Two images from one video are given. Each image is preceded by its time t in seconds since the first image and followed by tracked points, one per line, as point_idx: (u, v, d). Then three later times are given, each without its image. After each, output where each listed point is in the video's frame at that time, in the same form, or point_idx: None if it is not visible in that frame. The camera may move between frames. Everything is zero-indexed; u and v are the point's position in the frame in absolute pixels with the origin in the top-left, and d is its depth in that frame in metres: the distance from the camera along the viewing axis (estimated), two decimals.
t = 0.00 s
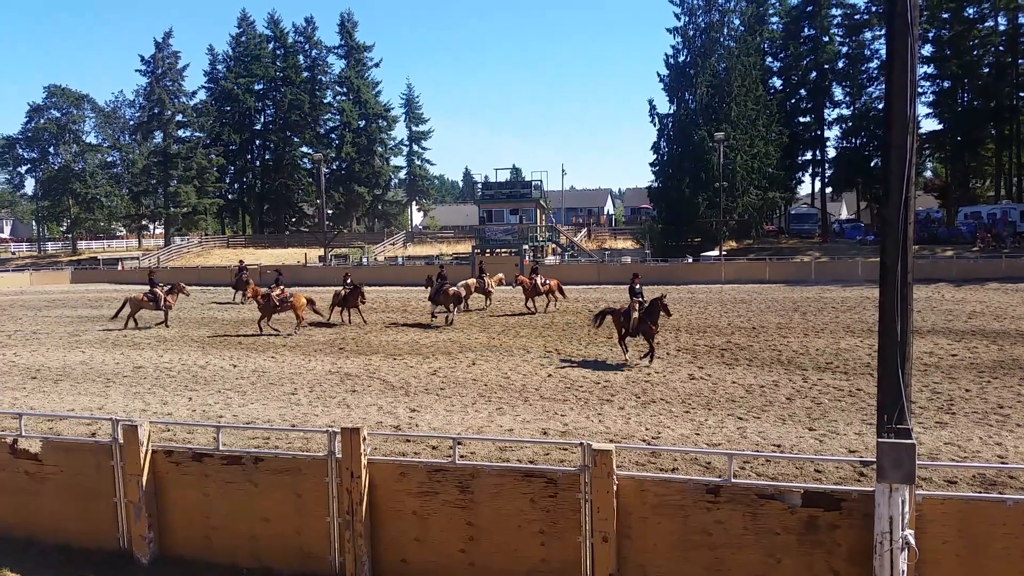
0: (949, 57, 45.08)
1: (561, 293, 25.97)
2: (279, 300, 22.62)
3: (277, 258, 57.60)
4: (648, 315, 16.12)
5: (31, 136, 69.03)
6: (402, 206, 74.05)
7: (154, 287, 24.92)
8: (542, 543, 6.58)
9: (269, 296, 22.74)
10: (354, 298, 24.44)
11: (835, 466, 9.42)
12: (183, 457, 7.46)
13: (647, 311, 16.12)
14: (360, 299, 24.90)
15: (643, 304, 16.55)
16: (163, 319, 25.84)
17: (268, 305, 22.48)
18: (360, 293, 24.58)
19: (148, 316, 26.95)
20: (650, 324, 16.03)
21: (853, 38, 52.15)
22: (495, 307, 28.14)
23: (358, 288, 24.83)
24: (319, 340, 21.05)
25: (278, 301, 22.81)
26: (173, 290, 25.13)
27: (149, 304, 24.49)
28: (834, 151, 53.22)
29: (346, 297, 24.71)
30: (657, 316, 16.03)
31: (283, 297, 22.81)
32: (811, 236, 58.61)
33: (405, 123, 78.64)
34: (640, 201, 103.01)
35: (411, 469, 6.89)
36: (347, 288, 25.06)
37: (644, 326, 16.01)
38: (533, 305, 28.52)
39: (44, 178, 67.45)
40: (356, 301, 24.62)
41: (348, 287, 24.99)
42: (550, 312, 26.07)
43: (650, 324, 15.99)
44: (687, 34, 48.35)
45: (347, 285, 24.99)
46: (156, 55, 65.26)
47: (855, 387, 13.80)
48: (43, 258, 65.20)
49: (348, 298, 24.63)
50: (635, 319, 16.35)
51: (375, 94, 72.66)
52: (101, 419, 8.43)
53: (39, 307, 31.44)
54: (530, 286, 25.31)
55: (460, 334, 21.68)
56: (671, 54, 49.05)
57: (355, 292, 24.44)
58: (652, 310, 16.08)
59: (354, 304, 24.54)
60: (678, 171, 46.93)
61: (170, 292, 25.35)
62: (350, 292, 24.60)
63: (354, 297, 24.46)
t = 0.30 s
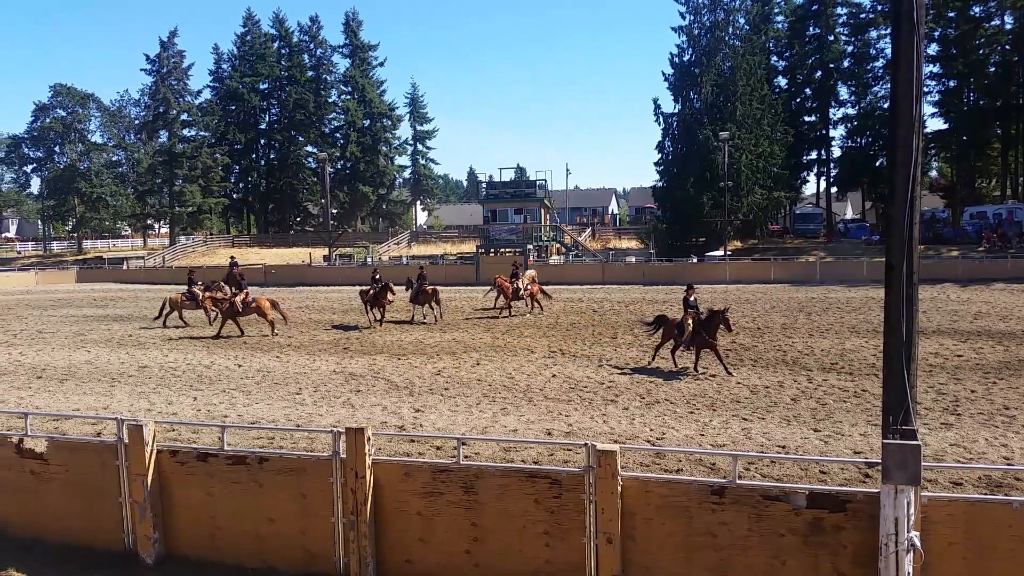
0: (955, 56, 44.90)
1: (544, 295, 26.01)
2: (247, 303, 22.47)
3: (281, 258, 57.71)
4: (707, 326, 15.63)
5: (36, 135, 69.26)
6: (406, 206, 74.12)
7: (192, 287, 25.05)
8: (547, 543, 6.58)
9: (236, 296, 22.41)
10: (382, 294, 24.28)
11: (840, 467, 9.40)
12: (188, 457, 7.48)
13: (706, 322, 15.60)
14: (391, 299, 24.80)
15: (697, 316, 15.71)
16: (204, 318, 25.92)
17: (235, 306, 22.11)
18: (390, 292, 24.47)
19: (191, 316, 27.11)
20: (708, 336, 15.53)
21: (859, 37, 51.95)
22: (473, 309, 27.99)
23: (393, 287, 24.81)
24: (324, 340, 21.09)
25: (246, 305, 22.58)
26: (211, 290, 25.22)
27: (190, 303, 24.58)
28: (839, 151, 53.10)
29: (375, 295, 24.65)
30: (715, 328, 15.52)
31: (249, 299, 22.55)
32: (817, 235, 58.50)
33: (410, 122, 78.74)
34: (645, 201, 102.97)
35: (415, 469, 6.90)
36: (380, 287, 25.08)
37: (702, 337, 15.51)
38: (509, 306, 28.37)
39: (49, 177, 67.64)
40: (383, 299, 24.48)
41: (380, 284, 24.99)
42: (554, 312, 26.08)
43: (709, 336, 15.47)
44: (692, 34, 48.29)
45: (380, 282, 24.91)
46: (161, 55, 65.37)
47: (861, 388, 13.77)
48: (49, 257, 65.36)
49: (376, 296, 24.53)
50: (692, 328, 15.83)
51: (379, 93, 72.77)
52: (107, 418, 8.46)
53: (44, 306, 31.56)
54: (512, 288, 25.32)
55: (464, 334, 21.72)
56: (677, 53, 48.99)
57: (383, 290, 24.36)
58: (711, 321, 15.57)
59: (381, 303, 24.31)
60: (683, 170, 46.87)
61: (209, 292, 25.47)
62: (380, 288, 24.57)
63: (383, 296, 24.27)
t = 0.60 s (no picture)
0: (960, 58, 44.78)
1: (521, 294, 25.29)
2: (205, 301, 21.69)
3: (285, 259, 57.84)
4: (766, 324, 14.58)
5: (42, 137, 69.56)
6: (410, 207, 74.19)
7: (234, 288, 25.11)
8: (550, 545, 6.58)
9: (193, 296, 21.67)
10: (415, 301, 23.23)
11: (844, 469, 9.38)
12: (192, 457, 7.50)
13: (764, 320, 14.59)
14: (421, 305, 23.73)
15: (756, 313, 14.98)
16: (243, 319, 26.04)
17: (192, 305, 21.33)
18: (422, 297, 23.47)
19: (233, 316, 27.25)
20: (770, 336, 14.49)
21: (863, 39, 51.87)
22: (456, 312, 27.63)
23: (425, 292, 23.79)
24: (328, 341, 21.14)
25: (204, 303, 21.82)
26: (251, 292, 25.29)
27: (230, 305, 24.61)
28: (843, 152, 53.04)
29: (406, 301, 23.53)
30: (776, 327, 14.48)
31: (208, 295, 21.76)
32: (821, 237, 58.40)
33: (414, 123, 78.84)
34: (648, 202, 102.92)
35: (419, 470, 6.90)
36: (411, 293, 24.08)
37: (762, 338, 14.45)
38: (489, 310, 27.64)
39: (55, 178, 67.83)
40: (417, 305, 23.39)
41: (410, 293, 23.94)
42: (557, 313, 26.07)
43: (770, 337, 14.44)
44: (696, 35, 48.30)
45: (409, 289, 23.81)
46: (166, 56, 65.56)
47: (865, 390, 13.74)
48: (54, 258, 65.55)
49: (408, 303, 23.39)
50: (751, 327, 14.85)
51: (383, 95, 72.89)
52: (111, 419, 8.46)
53: (49, 307, 31.64)
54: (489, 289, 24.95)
55: (468, 335, 21.72)
56: (681, 55, 49.00)
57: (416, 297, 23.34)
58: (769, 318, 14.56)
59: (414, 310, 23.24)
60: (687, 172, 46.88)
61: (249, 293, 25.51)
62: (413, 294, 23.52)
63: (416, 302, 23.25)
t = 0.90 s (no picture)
0: (966, 61, 44.65)
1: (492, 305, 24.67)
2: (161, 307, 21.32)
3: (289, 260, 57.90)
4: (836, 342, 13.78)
5: (48, 136, 69.81)
6: (414, 208, 74.24)
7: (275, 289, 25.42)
8: (553, 547, 6.57)
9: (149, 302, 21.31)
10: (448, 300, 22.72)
11: (847, 473, 9.37)
12: (195, 457, 7.52)
13: (836, 337, 13.91)
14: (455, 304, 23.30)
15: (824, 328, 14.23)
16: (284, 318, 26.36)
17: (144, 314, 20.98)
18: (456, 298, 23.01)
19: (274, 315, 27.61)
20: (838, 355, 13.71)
21: (868, 42, 51.76)
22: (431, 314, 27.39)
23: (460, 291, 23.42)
24: (331, 342, 21.17)
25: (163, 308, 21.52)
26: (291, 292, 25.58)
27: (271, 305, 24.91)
28: (848, 155, 52.97)
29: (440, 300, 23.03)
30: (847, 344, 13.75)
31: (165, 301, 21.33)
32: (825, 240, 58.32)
33: (418, 125, 78.89)
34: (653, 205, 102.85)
35: (422, 472, 6.91)
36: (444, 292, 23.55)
37: (834, 353, 13.70)
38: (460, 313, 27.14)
39: (60, 178, 67.95)
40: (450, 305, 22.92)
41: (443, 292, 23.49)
42: (560, 315, 26.05)
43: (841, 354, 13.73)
44: (701, 38, 48.28)
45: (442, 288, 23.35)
46: (171, 57, 65.71)
47: (869, 393, 13.71)
48: (59, 257, 65.68)
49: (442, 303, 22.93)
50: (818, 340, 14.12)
51: (388, 96, 72.94)
52: (115, 419, 8.49)
53: (53, 307, 31.69)
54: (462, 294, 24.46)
55: (471, 337, 21.71)
56: (686, 57, 48.99)
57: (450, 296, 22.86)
58: (843, 334, 13.87)
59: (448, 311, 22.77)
60: (691, 175, 46.84)
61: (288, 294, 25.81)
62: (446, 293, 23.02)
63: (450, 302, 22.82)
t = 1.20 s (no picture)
0: (967, 58, 44.55)
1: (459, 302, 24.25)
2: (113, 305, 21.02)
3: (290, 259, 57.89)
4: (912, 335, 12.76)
5: (49, 136, 69.88)
6: (416, 207, 74.25)
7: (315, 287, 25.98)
8: (555, 545, 6.58)
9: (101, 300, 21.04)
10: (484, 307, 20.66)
11: (849, 470, 9.37)
12: (197, 456, 7.53)
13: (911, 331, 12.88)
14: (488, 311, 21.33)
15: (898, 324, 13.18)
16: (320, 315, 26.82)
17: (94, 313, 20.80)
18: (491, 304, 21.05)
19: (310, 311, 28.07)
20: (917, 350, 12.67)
21: (869, 39, 51.64)
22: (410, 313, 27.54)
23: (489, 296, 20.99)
24: (333, 340, 21.17)
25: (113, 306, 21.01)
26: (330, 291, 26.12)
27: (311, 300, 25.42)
28: (849, 152, 52.89)
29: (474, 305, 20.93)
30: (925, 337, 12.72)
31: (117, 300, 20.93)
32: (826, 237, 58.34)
33: (419, 123, 78.86)
34: (654, 202, 102.76)
35: (423, 470, 6.91)
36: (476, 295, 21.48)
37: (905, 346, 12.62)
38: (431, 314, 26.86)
39: (61, 177, 67.97)
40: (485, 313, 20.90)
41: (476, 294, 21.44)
42: (561, 313, 26.02)
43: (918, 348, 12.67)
44: (702, 35, 48.23)
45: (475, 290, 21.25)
46: (172, 56, 65.70)
47: (871, 390, 13.70)
48: (61, 257, 65.73)
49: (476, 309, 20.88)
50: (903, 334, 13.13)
51: (389, 95, 72.88)
52: (117, 418, 8.50)
53: (55, 306, 31.73)
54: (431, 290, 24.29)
55: (471, 334, 21.73)
56: (687, 55, 48.96)
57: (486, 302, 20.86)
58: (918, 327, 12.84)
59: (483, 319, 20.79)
60: (692, 173, 46.81)
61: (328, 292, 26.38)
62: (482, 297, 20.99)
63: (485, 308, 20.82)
